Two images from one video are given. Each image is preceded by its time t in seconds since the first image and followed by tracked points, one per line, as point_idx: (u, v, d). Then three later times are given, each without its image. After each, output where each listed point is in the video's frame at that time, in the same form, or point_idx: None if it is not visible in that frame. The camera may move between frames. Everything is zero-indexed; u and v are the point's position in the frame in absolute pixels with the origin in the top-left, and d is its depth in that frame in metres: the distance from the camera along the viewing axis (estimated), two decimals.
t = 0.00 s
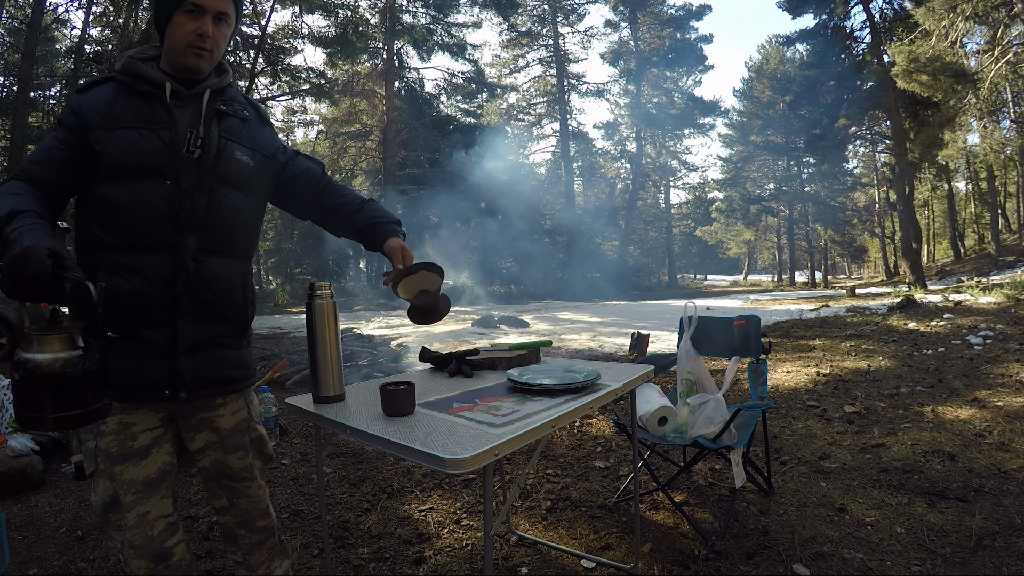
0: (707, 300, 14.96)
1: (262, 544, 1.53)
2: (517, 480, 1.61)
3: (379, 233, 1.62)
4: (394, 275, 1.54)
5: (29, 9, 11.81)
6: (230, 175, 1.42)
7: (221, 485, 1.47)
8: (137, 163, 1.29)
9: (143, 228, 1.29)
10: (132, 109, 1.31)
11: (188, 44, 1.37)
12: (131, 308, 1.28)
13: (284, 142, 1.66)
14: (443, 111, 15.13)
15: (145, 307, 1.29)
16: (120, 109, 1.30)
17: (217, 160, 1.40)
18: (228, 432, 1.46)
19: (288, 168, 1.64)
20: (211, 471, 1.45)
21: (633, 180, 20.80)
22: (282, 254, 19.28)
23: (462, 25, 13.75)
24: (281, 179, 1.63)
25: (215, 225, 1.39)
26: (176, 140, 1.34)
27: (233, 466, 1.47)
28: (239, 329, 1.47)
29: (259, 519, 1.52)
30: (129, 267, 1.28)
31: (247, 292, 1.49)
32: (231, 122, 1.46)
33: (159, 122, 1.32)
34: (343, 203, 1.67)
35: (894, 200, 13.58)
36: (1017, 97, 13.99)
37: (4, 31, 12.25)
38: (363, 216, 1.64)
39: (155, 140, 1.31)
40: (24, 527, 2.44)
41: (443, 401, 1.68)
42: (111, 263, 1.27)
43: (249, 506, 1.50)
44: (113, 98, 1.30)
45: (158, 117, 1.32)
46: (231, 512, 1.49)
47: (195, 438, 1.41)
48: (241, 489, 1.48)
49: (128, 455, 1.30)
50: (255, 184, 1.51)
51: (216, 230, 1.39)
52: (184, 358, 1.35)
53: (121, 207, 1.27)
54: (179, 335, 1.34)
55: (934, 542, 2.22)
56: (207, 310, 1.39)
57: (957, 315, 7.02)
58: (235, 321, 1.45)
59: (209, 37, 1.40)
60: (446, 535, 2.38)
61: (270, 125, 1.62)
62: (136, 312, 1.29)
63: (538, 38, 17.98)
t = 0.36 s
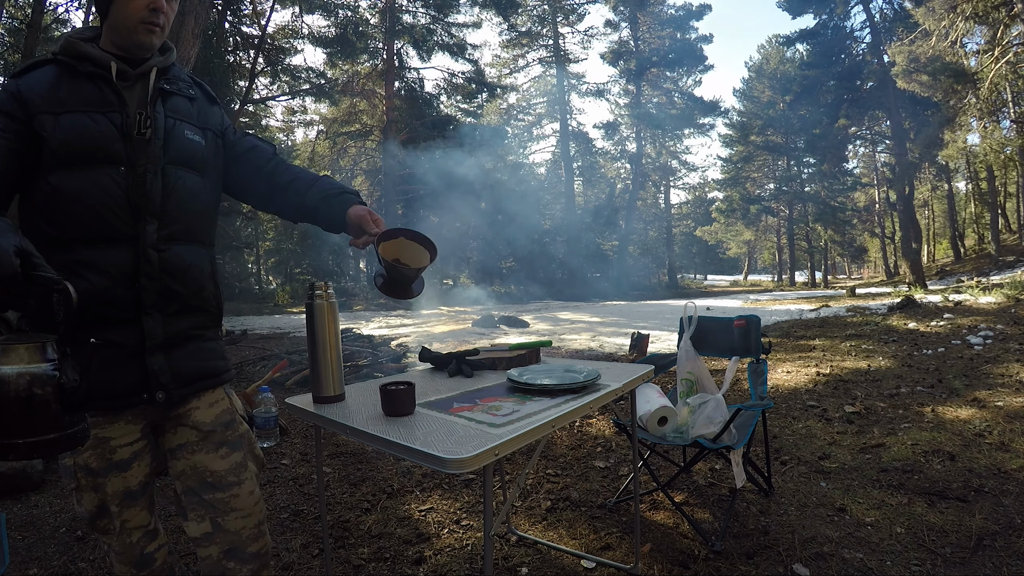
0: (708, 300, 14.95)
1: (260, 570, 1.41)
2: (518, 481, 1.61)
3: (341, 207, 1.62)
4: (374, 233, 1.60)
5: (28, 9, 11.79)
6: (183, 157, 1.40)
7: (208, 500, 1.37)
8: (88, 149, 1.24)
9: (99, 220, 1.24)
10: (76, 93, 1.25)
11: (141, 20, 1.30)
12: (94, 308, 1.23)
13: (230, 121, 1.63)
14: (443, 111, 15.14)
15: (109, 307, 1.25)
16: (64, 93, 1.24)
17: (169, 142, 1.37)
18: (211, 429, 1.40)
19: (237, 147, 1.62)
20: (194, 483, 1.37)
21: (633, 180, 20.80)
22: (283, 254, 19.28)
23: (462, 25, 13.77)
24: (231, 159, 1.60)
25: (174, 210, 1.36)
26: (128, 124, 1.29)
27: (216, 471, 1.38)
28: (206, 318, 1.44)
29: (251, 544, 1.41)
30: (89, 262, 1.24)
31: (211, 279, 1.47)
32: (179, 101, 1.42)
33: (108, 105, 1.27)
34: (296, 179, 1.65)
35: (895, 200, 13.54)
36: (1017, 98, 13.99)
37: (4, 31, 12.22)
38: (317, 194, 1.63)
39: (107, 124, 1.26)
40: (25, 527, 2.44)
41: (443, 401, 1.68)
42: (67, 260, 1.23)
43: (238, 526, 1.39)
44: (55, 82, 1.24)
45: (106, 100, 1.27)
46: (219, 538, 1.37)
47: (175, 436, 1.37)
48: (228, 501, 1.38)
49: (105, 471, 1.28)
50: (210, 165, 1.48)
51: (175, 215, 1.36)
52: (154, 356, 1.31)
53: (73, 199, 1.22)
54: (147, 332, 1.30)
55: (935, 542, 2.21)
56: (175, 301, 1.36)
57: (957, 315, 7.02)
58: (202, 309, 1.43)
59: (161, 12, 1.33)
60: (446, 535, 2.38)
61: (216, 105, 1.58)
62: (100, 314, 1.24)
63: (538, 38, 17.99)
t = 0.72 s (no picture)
0: (708, 300, 14.96)
1: None
2: (518, 481, 1.61)
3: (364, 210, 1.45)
4: (412, 239, 1.43)
5: (28, 9, 11.78)
6: (181, 149, 1.28)
7: (193, 539, 1.25)
8: (76, 142, 1.15)
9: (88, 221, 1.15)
10: (65, 83, 1.17)
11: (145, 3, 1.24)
12: (81, 320, 1.14)
13: (242, 112, 1.51)
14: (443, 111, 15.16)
15: (97, 320, 1.16)
16: (52, 83, 1.17)
17: (163, 134, 1.26)
18: (202, 462, 1.28)
19: (245, 137, 1.48)
20: (179, 519, 1.24)
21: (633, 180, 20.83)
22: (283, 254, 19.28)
23: (462, 25, 13.81)
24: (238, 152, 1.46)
25: (170, 209, 1.25)
26: (120, 115, 1.20)
27: (204, 508, 1.27)
28: (208, 332, 1.32)
29: None
30: (76, 269, 1.15)
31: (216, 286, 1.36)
32: (178, 88, 1.32)
33: (98, 96, 1.19)
34: (309, 175, 1.51)
35: (895, 200, 13.52)
36: (1017, 97, 13.99)
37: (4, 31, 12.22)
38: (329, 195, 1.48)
39: (97, 115, 1.18)
40: (26, 527, 2.44)
41: (443, 400, 1.68)
42: (53, 267, 1.14)
43: (227, 567, 1.27)
44: (45, 72, 1.18)
45: (98, 90, 1.19)
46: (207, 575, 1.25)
47: (162, 463, 1.24)
48: (216, 540, 1.27)
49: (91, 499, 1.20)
50: (211, 159, 1.36)
51: (173, 214, 1.25)
52: (148, 377, 1.20)
53: (59, 198, 1.14)
54: (140, 349, 1.20)
55: (934, 542, 2.21)
56: (171, 314, 1.24)
57: (957, 315, 7.02)
58: (204, 323, 1.31)
59: None
60: (447, 535, 2.38)
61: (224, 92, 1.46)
62: (88, 329, 1.15)
63: (538, 38, 18.00)
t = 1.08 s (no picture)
0: (708, 300, 14.95)
1: None
2: (518, 481, 1.61)
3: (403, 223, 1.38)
4: (463, 256, 1.35)
5: (28, 10, 11.77)
6: (217, 125, 1.22)
7: (224, 548, 1.25)
8: (101, 107, 1.05)
9: (111, 196, 1.04)
10: (89, 43, 1.07)
11: None
12: (100, 309, 1.02)
13: (271, 102, 1.47)
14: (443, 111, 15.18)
15: (120, 310, 1.04)
16: (75, 45, 1.07)
17: (199, 105, 1.19)
18: (238, 470, 1.26)
19: (273, 126, 1.42)
20: (214, 528, 1.24)
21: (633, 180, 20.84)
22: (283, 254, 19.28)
23: (461, 26, 13.85)
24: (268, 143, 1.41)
25: (202, 186, 1.17)
26: (151, 83, 1.11)
27: (238, 515, 1.26)
28: (233, 329, 1.23)
29: None
30: (95, 250, 1.03)
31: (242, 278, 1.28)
32: (213, 63, 1.26)
33: (129, 61, 1.10)
34: (341, 175, 1.46)
35: (895, 200, 13.50)
36: (1017, 98, 13.98)
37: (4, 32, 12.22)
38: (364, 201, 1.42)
39: (127, 80, 1.08)
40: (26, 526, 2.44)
41: (443, 401, 1.68)
42: (71, 248, 1.01)
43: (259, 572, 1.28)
44: (65, 31, 1.07)
45: (129, 54, 1.10)
46: None
47: (196, 478, 1.21)
48: (250, 547, 1.27)
49: (115, 529, 1.05)
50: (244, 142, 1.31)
51: (208, 192, 1.18)
52: (176, 375, 1.10)
53: (82, 166, 1.02)
54: (167, 345, 1.10)
55: (934, 542, 2.21)
56: (200, 309, 1.15)
57: (957, 315, 7.02)
58: (232, 320, 1.22)
59: None
60: (446, 535, 2.38)
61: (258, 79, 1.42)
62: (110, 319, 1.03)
63: (538, 38, 17.96)
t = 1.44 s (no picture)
0: (708, 300, 14.96)
1: None
2: (518, 481, 1.61)
3: (394, 244, 1.32)
4: (457, 284, 1.25)
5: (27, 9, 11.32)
6: (229, 118, 1.21)
7: (223, 559, 1.20)
8: (113, 81, 0.99)
9: (113, 174, 0.97)
10: (107, 16, 1.03)
11: None
12: (91, 298, 0.94)
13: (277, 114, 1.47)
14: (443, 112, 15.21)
15: (114, 296, 0.96)
16: (94, 16, 1.01)
17: (213, 93, 1.18)
18: (236, 478, 1.20)
19: (274, 130, 1.41)
20: (213, 539, 1.18)
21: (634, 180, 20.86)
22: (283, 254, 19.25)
23: (461, 26, 13.93)
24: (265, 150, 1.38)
25: (211, 176, 1.13)
26: (167, 63, 1.08)
27: (240, 524, 1.21)
28: (225, 330, 1.18)
29: None
30: (93, 232, 0.95)
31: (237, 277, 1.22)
32: (228, 59, 1.28)
33: (147, 41, 1.06)
34: (337, 191, 1.42)
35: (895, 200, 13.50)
36: (1017, 98, 13.98)
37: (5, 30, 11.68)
38: (356, 216, 1.37)
39: (144, 59, 1.04)
40: (25, 527, 2.44)
41: (443, 400, 1.68)
42: (63, 227, 0.93)
43: None
44: None
45: (147, 34, 1.06)
46: None
47: (192, 488, 1.15)
48: (251, 554, 1.23)
49: (134, 538, 1.00)
50: (247, 139, 1.29)
51: (216, 185, 1.15)
52: (171, 374, 1.04)
53: (86, 137, 0.95)
54: (163, 340, 1.03)
55: (934, 542, 2.22)
56: (194, 305, 1.09)
57: (957, 315, 7.02)
58: (226, 321, 1.17)
59: None
60: (447, 535, 2.38)
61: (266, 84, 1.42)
62: (102, 308, 0.95)
63: (538, 38, 17.94)
